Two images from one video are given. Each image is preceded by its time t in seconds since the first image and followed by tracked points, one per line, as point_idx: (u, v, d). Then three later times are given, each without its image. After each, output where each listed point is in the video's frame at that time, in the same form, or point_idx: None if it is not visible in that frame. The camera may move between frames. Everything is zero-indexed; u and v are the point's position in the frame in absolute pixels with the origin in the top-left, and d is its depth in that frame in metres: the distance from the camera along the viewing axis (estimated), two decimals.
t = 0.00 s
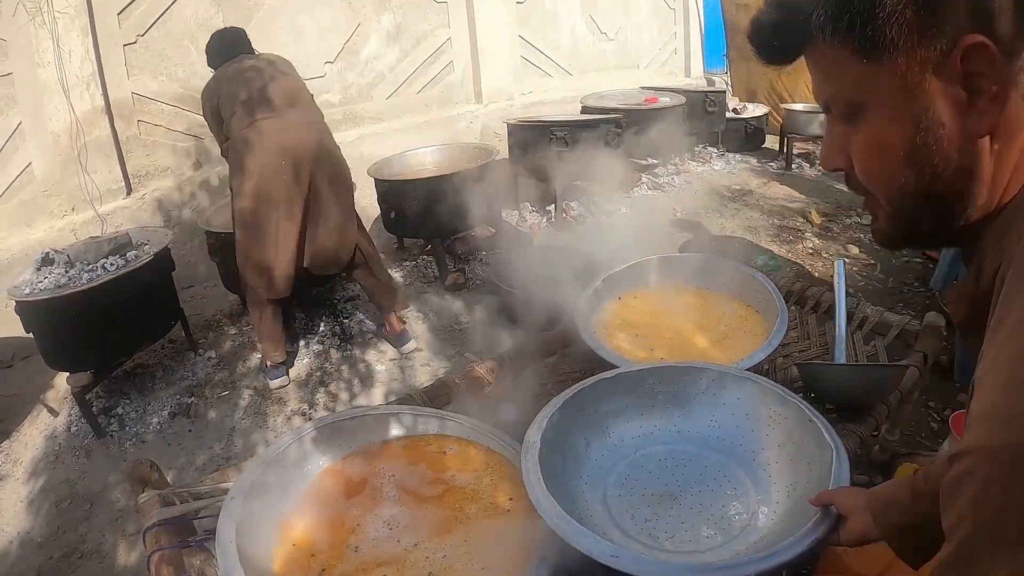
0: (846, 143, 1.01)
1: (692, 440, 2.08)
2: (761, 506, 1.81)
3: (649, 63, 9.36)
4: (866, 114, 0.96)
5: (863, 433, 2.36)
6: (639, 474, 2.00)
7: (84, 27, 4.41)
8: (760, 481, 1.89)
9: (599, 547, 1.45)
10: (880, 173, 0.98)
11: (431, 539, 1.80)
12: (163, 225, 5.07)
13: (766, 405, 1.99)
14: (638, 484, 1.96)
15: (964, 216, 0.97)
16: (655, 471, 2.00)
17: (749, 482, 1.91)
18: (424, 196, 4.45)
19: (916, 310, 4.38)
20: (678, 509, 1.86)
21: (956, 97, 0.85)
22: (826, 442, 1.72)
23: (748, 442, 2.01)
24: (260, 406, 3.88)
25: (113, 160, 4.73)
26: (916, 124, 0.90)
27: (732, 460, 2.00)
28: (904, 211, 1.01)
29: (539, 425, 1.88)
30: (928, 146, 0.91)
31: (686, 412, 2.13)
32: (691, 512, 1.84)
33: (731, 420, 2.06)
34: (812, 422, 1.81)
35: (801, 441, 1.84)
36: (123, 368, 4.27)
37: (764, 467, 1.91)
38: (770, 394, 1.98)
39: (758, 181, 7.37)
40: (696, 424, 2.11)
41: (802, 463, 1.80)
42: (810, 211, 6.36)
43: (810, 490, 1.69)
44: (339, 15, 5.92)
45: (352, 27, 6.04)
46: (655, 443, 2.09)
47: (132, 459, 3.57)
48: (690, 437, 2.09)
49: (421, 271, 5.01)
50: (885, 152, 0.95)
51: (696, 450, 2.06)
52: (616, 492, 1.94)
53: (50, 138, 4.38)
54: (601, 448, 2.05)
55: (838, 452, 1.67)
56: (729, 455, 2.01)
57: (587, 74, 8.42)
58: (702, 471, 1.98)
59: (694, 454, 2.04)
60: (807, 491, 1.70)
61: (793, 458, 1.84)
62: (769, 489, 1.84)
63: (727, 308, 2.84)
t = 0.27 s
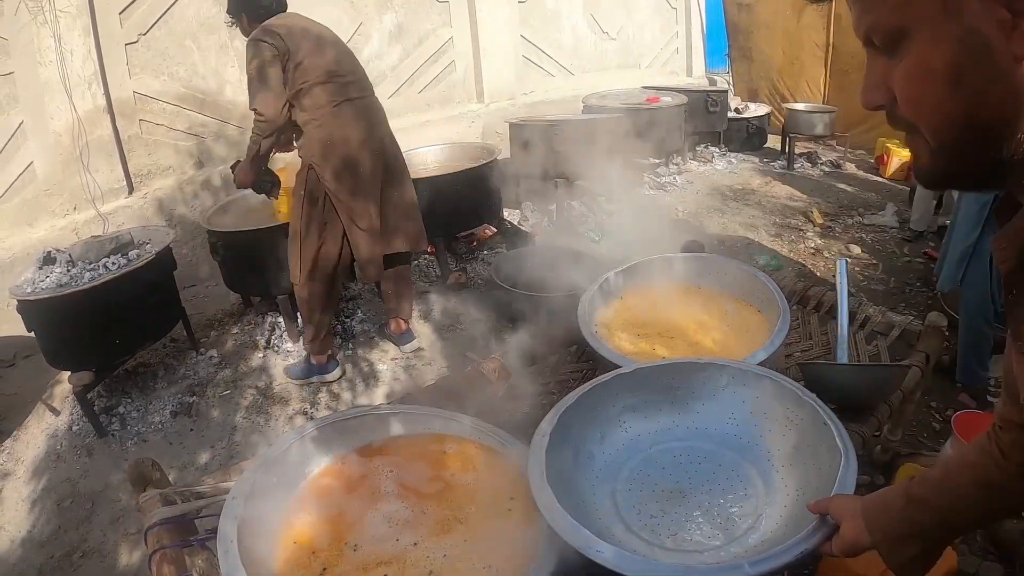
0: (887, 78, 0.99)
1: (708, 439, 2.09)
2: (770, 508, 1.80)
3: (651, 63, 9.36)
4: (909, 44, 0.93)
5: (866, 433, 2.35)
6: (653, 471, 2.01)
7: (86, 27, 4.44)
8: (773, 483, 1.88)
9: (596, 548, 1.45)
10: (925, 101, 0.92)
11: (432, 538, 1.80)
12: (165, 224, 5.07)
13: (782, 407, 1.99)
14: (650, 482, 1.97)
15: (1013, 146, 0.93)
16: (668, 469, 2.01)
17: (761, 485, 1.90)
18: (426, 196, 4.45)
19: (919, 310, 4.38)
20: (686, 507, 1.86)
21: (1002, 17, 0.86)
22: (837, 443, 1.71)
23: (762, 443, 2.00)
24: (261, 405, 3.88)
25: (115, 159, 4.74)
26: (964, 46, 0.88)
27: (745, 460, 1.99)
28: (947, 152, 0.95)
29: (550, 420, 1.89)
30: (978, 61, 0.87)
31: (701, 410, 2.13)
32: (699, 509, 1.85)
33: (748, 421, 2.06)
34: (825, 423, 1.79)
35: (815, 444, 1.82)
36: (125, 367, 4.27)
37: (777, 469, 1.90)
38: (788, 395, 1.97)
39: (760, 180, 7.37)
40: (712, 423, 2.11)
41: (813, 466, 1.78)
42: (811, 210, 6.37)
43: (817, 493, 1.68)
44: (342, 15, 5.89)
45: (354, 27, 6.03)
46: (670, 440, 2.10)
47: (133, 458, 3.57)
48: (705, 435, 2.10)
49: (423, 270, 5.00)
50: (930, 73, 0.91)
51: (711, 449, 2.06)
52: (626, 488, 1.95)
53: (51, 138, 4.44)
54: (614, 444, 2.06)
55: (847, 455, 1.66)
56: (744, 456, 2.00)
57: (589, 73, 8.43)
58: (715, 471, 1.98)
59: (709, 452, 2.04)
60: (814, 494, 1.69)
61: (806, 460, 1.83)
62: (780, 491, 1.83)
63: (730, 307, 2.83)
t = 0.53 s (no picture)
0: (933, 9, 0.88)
1: (709, 439, 2.08)
2: (771, 508, 1.80)
3: (652, 62, 9.35)
4: None
5: (868, 432, 2.35)
6: (654, 471, 2.00)
7: (86, 26, 4.46)
8: (774, 483, 1.88)
9: (597, 548, 1.45)
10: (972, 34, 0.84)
11: (432, 538, 1.80)
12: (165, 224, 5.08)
13: (784, 406, 1.98)
14: (651, 482, 1.96)
15: None
16: (669, 468, 2.00)
17: (762, 485, 1.90)
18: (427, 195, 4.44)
19: (920, 310, 4.38)
20: (687, 507, 1.86)
21: None
22: (840, 444, 1.71)
23: (763, 442, 2.00)
24: (262, 404, 3.88)
25: (116, 159, 4.76)
26: None
27: (747, 459, 1.99)
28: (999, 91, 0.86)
29: (552, 419, 1.89)
30: None
31: (702, 410, 2.13)
32: (700, 509, 1.85)
33: (749, 420, 2.05)
34: (827, 423, 1.79)
35: (817, 444, 1.82)
36: (126, 366, 4.27)
37: (779, 470, 1.90)
38: (790, 395, 1.97)
39: (762, 180, 7.37)
40: (713, 423, 2.11)
41: (815, 466, 1.78)
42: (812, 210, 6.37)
43: (818, 493, 1.68)
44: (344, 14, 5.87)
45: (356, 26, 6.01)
46: (671, 440, 2.09)
47: (134, 457, 3.57)
48: (706, 434, 2.09)
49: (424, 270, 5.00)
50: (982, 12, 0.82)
51: (713, 449, 2.05)
52: (627, 488, 1.94)
53: (53, 137, 4.48)
54: (616, 443, 2.06)
55: (849, 455, 1.66)
56: (745, 456, 2.00)
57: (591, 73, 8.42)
58: (716, 471, 1.98)
59: (711, 452, 2.04)
60: (815, 494, 1.69)
61: (807, 461, 1.83)
62: (781, 491, 1.83)
63: (732, 307, 2.83)
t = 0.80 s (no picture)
0: None
1: (710, 439, 2.08)
2: (772, 508, 1.80)
3: (653, 62, 9.35)
4: None
5: (870, 431, 2.35)
6: (656, 471, 2.00)
7: (88, 26, 4.46)
8: (775, 484, 1.88)
9: (600, 548, 1.45)
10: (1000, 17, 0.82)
11: (434, 537, 1.80)
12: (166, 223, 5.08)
13: (785, 406, 1.99)
14: (653, 482, 1.96)
15: None
16: (671, 468, 2.00)
17: (763, 485, 1.90)
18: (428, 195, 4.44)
19: (921, 310, 4.37)
20: (689, 507, 1.85)
21: None
22: (842, 444, 1.71)
23: (765, 442, 2.00)
24: (263, 404, 3.88)
25: (117, 158, 4.76)
26: None
27: (748, 459, 1.99)
28: None
29: (554, 419, 1.89)
30: None
31: (703, 410, 2.13)
32: (702, 509, 1.84)
33: (750, 420, 2.05)
34: (829, 423, 1.79)
35: (818, 445, 1.82)
36: (127, 366, 4.27)
37: (780, 470, 1.90)
38: (792, 395, 1.97)
39: (762, 180, 7.37)
40: (714, 423, 2.10)
41: (816, 467, 1.78)
42: (813, 209, 6.37)
43: (819, 494, 1.68)
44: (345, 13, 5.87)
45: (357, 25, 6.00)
46: (672, 440, 2.09)
47: (136, 456, 3.57)
48: (707, 434, 2.09)
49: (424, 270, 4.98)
50: None
51: (714, 449, 2.05)
52: (629, 488, 1.94)
53: (54, 137, 4.48)
54: (618, 443, 2.06)
55: (851, 455, 1.65)
56: (746, 457, 2.00)
57: (592, 72, 8.42)
58: (718, 471, 1.97)
59: (712, 452, 2.04)
60: (817, 494, 1.68)
61: (808, 461, 1.83)
62: (782, 492, 1.83)
63: (733, 308, 2.83)
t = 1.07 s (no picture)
0: None
1: (711, 438, 2.08)
2: (773, 507, 1.80)
3: (654, 61, 9.35)
4: None
5: (871, 430, 2.36)
6: (657, 470, 2.00)
7: (88, 25, 4.46)
8: (776, 482, 1.88)
9: (601, 548, 1.45)
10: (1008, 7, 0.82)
11: (435, 536, 1.80)
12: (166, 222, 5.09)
13: (786, 405, 1.99)
14: (653, 481, 1.96)
15: None
16: (672, 467, 2.00)
17: (763, 484, 1.90)
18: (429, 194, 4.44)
19: (922, 309, 4.37)
20: (689, 506, 1.85)
21: None
22: (842, 444, 1.71)
23: (766, 442, 2.00)
24: (264, 403, 3.89)
25: (117, 158, 4.77)
26: None
27: (749, 459, 1.99)
28: None
29: (555, 418, 1.89)
30: None
31: (703, 409, 2.13)
32: (703, 508, 1.84)
33: (751, 420, 2.06)
34: (830, 423, 1.79)
35: (818, 444, 1.82)
36: (127, 365, 4.28)
37: (781, 469, 1.90)
38: (792, 394, 1.97)
39: (763, 179, 7.37)
40: (715, 422, 2.11)
41: (817, 466, 1.78)
42: (814, 209, 6.36)
43: (820, 493, 1.68)
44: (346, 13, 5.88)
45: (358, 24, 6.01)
46: (673, 439, 2.09)
47: (137, 455, 3.57)
48: (708, 433, 2.09)
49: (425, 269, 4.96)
50: None
51: (715, 448, 2.05)
52: (630, 487, 1.94)
53: (54, 136, 4.49)
54: (618, 442, 2.06)
55: (852, 455, 1.65)
56: (747, 456, 2.00)
57: (593, 71, 8.42)
58: (718, 471, 1.97)
59: (713, 451, 2.04)
60: (818, 494, 1.68)
61: (809, 460, 1.83)
62: (783, 490, 1.84)
63: (732, 306, 2.83)
